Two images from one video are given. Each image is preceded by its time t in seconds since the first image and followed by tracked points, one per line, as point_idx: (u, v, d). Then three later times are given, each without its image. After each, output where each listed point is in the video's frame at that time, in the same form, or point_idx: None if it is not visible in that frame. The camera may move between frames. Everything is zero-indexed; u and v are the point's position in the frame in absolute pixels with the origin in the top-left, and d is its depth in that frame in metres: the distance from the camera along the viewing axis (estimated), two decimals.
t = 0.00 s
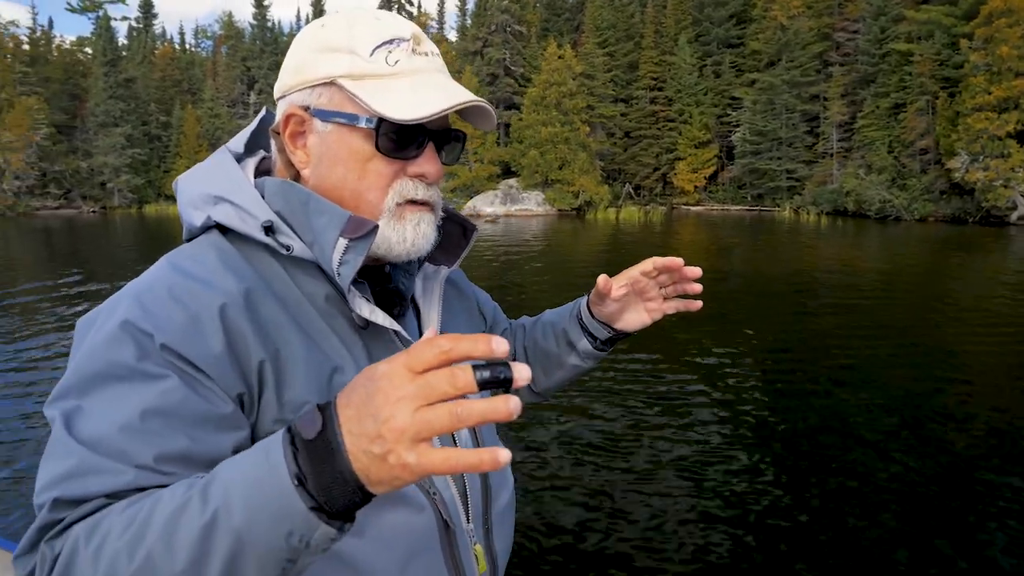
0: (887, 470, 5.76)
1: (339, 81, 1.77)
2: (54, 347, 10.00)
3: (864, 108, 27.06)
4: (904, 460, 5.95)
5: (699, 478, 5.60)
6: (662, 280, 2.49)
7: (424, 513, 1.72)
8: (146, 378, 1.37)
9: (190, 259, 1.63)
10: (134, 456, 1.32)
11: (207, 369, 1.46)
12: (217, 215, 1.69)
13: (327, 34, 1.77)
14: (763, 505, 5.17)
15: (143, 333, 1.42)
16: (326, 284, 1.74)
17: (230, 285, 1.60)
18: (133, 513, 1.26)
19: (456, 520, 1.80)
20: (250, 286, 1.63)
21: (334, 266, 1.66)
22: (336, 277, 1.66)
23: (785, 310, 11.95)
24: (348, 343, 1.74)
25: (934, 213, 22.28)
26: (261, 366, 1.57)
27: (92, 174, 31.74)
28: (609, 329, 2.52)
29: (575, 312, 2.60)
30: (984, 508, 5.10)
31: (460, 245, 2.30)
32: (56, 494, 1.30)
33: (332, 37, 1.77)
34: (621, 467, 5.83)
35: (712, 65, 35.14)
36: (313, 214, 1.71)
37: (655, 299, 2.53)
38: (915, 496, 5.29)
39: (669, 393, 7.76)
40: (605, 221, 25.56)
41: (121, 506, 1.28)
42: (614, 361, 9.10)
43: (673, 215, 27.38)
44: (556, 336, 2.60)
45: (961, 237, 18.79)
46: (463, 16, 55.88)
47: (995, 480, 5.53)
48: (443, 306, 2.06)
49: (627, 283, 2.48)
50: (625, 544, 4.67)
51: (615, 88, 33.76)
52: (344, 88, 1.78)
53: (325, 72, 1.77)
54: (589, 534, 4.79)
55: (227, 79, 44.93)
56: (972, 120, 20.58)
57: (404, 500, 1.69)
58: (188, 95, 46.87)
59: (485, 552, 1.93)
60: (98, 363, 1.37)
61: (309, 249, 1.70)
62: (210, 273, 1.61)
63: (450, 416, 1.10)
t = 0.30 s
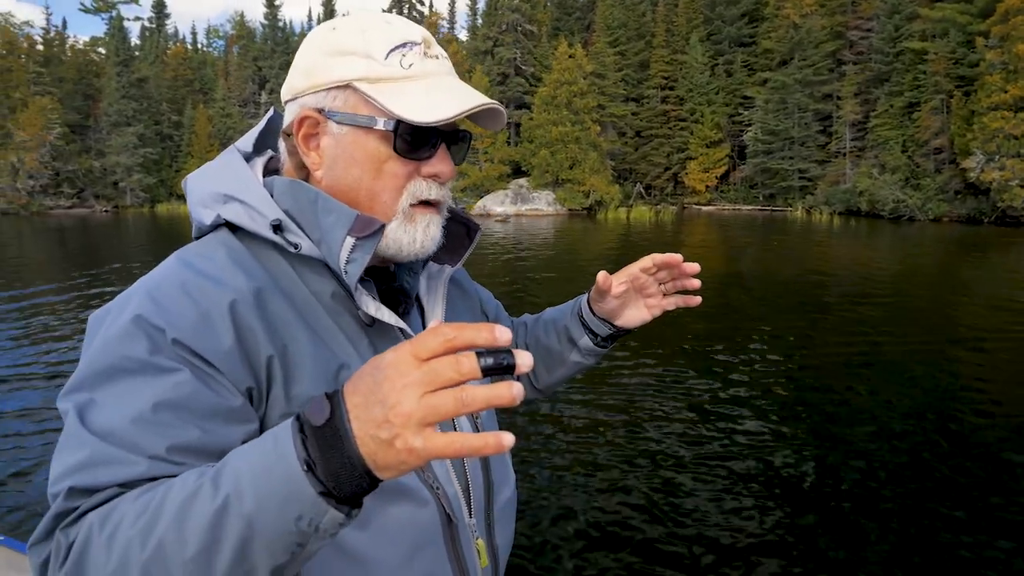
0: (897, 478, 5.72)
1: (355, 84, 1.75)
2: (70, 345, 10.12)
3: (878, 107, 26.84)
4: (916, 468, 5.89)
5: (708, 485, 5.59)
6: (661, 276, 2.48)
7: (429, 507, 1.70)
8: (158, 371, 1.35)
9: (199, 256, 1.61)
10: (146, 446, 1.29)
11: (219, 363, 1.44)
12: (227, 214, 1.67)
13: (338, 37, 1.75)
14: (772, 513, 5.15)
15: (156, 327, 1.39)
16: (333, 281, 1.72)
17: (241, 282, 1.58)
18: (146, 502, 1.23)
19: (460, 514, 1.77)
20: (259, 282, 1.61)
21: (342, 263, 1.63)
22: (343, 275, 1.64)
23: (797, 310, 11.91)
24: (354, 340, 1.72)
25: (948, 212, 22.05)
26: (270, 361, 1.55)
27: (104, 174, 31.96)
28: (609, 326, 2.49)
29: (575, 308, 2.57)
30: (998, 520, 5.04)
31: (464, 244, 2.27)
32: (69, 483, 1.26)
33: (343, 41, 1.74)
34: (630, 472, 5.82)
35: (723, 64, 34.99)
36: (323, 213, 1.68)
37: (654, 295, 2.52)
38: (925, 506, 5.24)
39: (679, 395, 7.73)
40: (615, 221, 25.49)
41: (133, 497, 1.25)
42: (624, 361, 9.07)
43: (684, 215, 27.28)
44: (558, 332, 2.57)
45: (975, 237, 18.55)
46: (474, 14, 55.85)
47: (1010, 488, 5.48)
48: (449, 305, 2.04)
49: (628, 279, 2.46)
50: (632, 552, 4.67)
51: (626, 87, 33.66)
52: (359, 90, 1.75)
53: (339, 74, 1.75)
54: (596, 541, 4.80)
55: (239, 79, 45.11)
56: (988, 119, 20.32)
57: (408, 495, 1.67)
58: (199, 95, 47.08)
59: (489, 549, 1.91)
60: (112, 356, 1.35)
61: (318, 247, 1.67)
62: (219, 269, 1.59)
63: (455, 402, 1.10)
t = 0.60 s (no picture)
0: (907, 478, 5.67)
1: (366, 91, 1.73)
2: (83, 347, 10.18)
3: (888, 108, 26.70)
4: (926, 468, 5.85)
5: (718, 486, 5.54)
6: (661, 274, 2.46)
7: (434, 512, 1.68)
8: (170, 374, 1.34)
9: (207, 261, 1.60)
10: (159, 450, 1.28)
11: (231, 368, 1.43)
12: (236, 217, 1.65)
13: (350, 44, 1.73)
14: (782, 515, 5.11)
15: (169, 332, 1.38)
16: (340, 287, 1.70)
17: (251, 287, 1.57)
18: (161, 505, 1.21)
19: (464, 519, 1.76)
20: (269, 287, 1.60)
21: (351, 270, 1.62)
22: (352, 280, 1.63)
23: (806, 311, 11.87)
24: (360, 345, 1.70)
25: (959, 214, 21.90)
26: (280, 366, 1.54)
27: (114, 175, 32.15)
28: (611, 324, 2.47)
29: (576, 307, 2.54)
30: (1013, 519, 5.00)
31: (468, 250, 2.26)
32: (84, 487, 1.24)
33: (355, 47, 1.73)
34: (639, 473, 5.79)
35: (732, 65, 34.93)
36: (332, 218, 1.67)
37: (655, 293, 2.49)
38: (935, 505, 5.21)
39: (688, 396, 7.71)
40: (624, 222, 25.46)
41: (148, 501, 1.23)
42: (633, 362, 9.06)
43: (692, 217, 27.22)
44: (559, 332, 2.54)
45: (986, 239, 18.38)
46: (482, 16, 55.93)
47: None
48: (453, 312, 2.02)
49: (630, 278, 2.43)
50: (641, 553, 4.64)
51: (634, 88, 33.63)
52: (371, 98, 1.74)
53: (350, 82, 1.74)
54: (604, 541, 4.77)
55: (248, 80, 45.30)
56: (999, 120, 20.15)
57: (415, 500, 1.66)
58: (209, 97, 47.31)
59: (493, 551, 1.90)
60: (123, 361, 1.33)
61: (326, 253, 1.66)
62: (228, 273, 1.57)
63: (470, 404, 1.09)
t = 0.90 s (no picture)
0: (919, 483, 5.59)
1: (364, 94, 1.70)
2: (90, 349, 10.20)
3: (896, 111, 26.55)
4: (939, 473, 5.76)
5: (725, 490, 5.48)
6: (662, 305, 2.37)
7: (434, 523, 1.64)
8: (172, 384, 1.30)
9: (208, 266, 1.56)
10: (163, 462, 1.25)
11: (232, 374, 1.40)
12: (236, 222, 1.62)
13: (351, 48, 1.71)
14: (790, 520, 5.06)
15: (170, 339, 1.35)
16: (341, 293, 1.65)
17: (252, 293, 1.53)
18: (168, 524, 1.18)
19: (462, 527, 1.71)
20: (270, 291, 1.56)
21: (351, 276, 1.58)
22: (353, 287, 1.59)
23: (814, 315, 11.78)
24: (360, 351, 1.65)
25: (969, 217, 21.73)
26: (281, 373, 1.50)
27: (120, 178, 32.20)
28: (607, 353, 2.42)
29: (577, 331, 2.52)
30: None
31: (471, 257, 2.21)
32: (87, 502, 1.22)
33: (356, 51, 1.71)
34: (645, 476, 5.75)
35: (739, 67, 34.85)
36: (333, 224, 1.63)
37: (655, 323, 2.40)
38: (947, 511, 5.14)
39: (694, 398, 7.67)
40: (630, 225, 25.39)
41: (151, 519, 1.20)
42: (640, 364, 9.02)
43: (699, 220, 27.15)
44: (557, 352, 2.50)
45: (996, 244, 18.19)
46: (488, 19, 55.95)
47: None
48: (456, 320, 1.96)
49: (630, 305, 2.36)
50: (649, 558, 4.60)
51: (640, 91, 33.56)
52: (369, 101, 1.71)
53: (349, 85, 1.71)
54: (609, 546, 4.74)
55: (255, 83, 45.36)
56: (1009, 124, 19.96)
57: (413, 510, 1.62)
58: (215, 100, 47.40)
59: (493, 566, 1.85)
60: (124, 369, 1.30)
61: (327, 258, 1.62)
62: (229, 279, 1.54)
63: (485, 441, 1.03)
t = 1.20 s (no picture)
0: (924, 493, 5.58)
1: (327, 86, 1.70)
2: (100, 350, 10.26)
3: (908, 112, 26.40)
4: (945, 483, 5.74)
5: (727, 498, 5.49)
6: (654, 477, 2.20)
7: (430, 523, 1.65)
8: (170, 400, 1.31)
9: (204, 269, 1.53)
10: (166, 485, 1.28)
11: (229, 384, 1.40)
12: (229, 224, 1.60)
13: (318, 43, 1.72)
14: (798, 527, 5.08)
15: (167, 353, 1.35)
16: (337, 296, 1.63)
17: (247, 296, 1.50)
18: (174, 560, 1.24)
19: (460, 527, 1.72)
20: (268, 295, 1.54)
21: (344, 278, 1.59)
22: (346, 287, 1.58)
23: (823, 316, 11.72)
24: (356, 354, 1.63)
25: (981, 218, 21.59)
26: (279, 379, 1.48)
27: (131, 181, 32.38)
28: (592, 464, 2.27)
29: (574, 424, 2.37)
30: None
31: (469, 253, 2.17)
32: (88, 529, 1.24)
33: (323, 45, 1.71)
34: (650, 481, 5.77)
35: (748, 68, 34.74)
36: (325, 224, 1.63)
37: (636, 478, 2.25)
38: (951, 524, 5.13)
39: (701, 400, 7.70)
40: (639, 227, 25.35)
41: (156, 550, 1.25)
42: (647, 365, 9.05)
43: (708, 221, 27.07)
44: (545, 431, 2.39)
45: (1010, 245, 18.01)
46: (496, 20, 55.95)
47: None
48: (453, 314, 1.93)
49: (633, 454, 2.18)
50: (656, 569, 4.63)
51: (649, 92, 33.49)
52: (332, 91, 1.70)
53: (313, 79, 1.71)
54: (614, 557, 4.77)
55: (264, 85, 45.53)
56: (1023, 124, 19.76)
57: (409, 510, 1.62)
58: (225, 102, 47.64)
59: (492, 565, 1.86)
60: (122, 383, 1.30)
61: (320, 260, 1.61)
62: (224, 282, 1.51)
63: None
